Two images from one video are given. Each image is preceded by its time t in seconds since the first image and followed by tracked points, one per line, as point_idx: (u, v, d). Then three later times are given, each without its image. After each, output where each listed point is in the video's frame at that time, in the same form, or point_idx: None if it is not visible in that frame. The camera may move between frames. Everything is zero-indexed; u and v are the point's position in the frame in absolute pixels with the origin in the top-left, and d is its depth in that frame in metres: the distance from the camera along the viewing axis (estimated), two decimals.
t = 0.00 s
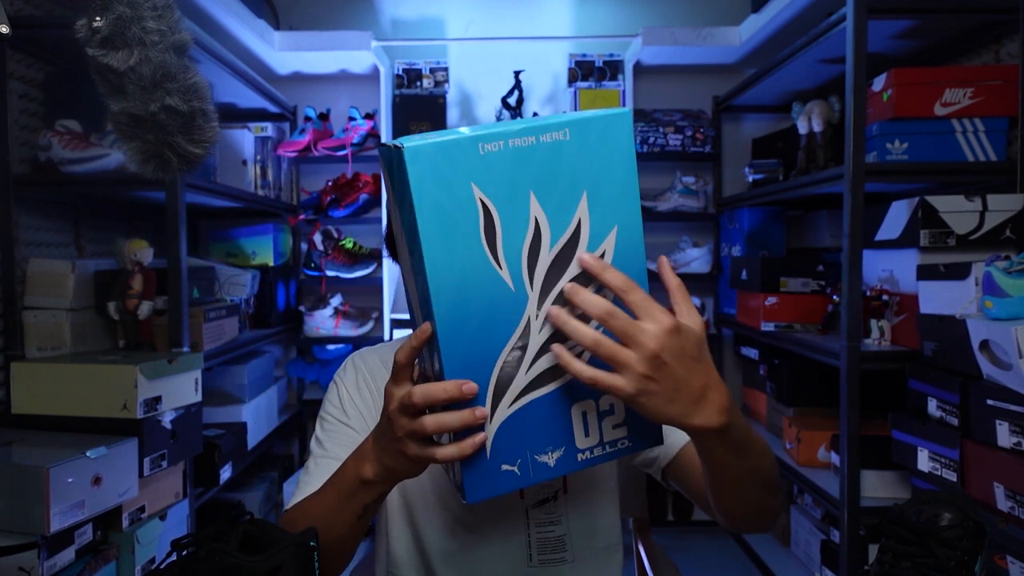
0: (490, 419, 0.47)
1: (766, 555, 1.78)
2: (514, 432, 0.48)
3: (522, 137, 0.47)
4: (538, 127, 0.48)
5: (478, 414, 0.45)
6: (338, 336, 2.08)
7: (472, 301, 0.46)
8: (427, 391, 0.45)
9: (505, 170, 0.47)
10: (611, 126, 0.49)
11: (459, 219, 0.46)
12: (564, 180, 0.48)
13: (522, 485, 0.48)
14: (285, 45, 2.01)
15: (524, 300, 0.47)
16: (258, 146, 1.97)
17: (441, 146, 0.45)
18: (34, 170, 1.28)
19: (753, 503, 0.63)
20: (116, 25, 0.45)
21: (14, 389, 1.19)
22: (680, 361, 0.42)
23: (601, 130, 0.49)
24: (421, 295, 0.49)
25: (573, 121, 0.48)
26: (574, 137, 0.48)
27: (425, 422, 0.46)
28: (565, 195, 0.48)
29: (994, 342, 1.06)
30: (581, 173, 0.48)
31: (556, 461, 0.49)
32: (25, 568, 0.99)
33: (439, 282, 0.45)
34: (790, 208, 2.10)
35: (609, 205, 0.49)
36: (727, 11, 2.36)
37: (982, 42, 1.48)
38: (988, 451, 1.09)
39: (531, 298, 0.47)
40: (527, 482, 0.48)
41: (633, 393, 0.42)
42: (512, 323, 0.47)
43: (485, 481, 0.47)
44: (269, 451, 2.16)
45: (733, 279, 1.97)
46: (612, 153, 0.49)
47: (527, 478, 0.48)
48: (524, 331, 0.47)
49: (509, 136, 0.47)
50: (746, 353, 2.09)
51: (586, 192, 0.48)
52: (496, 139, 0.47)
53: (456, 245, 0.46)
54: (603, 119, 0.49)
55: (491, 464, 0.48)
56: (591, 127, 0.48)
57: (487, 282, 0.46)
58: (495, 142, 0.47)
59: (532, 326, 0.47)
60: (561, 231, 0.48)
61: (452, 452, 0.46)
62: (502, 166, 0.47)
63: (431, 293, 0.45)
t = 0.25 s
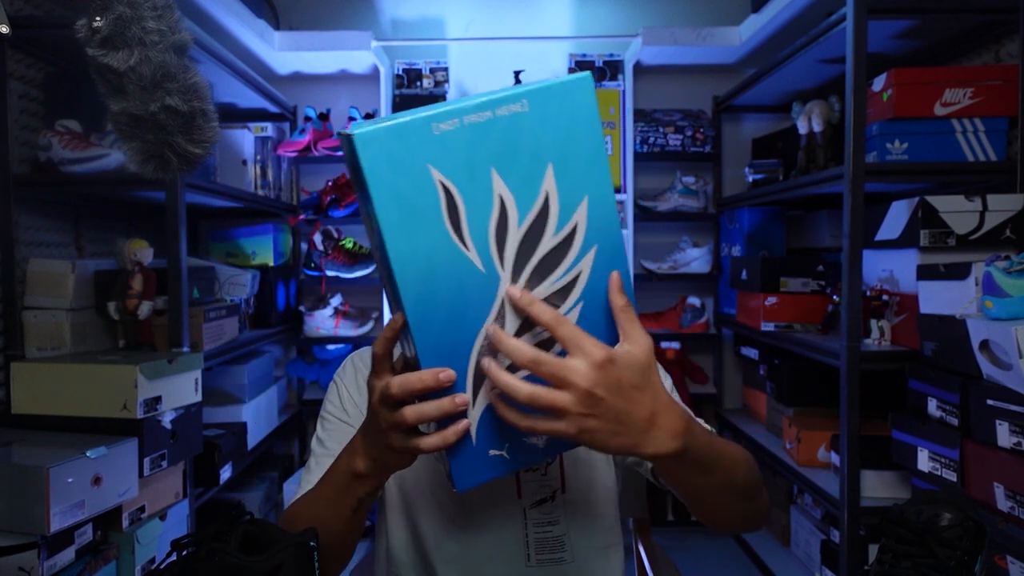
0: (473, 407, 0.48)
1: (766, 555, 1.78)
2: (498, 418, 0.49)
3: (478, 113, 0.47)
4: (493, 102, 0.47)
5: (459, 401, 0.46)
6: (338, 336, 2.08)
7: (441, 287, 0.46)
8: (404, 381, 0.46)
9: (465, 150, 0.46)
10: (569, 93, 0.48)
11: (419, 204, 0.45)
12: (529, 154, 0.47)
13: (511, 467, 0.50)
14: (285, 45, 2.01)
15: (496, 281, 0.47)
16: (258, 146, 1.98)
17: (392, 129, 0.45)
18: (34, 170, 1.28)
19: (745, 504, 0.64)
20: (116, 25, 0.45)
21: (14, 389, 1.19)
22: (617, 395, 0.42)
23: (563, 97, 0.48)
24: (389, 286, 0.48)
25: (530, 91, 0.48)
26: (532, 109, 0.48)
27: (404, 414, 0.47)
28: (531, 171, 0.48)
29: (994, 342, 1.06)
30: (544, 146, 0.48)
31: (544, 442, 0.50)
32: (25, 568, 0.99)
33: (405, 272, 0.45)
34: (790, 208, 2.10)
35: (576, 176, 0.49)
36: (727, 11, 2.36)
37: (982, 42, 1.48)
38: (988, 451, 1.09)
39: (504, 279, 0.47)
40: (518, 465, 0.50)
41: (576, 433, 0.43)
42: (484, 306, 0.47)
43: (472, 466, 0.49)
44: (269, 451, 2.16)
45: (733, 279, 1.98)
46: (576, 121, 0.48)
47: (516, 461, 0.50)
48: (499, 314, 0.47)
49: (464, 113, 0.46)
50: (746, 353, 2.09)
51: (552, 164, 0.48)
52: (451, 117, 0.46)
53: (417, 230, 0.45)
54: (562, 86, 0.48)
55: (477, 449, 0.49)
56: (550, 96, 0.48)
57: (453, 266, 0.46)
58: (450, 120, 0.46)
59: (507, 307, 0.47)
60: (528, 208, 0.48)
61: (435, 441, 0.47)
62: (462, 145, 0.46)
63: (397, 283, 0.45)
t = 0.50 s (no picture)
0: (437, 424, 0.49)
1: (766, 555, 1.78)
2: (466, 438, 0.49)
3: (447, 119, 0.49)
4: (464, 104, 0.50)
5: (418, 415, 0.47)
6: (338, 336, 2.08)
7: (405, 288, 0.49)
8: (362, 393, 0.48)
9: (433, 157, 0.49)
10: (547, 96, 0.50)
11: (384, 209, 0.49)
12: (500, 161, 0.50)
13: (477, 492, 0.49)
14: (285, 45, 2.01)
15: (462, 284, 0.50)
16: (258, 146, 1.98)
17: (360, 135, 0.49)
18: (34, 170, 1.29)
19: (755, 517, 0.63)
20: (117, 25, 0.45)
21: (14, 389, 1.19)
22: (685, 424, 0.45)
23: (538, 101, 0.50)
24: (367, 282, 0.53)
25: (503, 94, 0.50)
26: (505, 111, 0.50)
27: (363, 427, 0.48)
28: (503, 176, 0.50)
29: (994, 342, 1.06)
30: (516, 152, 0.50)
31: (515, 468, 0.50)
32: (25, 568, 0.99)
33: (367, 272, 0.48)
34: (790, 208, 2.10)
35: (550, 183, 0.50)
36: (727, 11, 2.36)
37: (982, 42, 1.48)
38: (989, 451, 1.09)
39: (472, 288, 0.50)
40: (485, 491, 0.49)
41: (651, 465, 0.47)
42: (451, 311, 0.50)
43: (434, 487, 0.49)
44: (269, 451, 2.16)
45: (733, 279, 1.98)
46: (551, 125, 0.50)
47: (482, 485, 0.49)
48: (466, 322, 0.50)
49: (432, 114, 0.50)
50: (746, 353, 2.09)
51: (525, 171, 0.50)
52: (420, 122, 0.49)
53: (383, 233, 0.49)
54: (537, 90, 0.49)
55: (441, 469, 0.49)
56: (525, 102, 0.50)
57: (418, 269, 0.49)
58: (419, 126, 0.49)
59: (474, 315, 0.50)
60: (499, 216, 0.50)
61: (394, 456, 0.48)
62: (430, 151, 0.49)
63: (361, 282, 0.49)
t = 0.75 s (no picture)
0: (458, 420, 0.50)
1: (766, 555, 1.78)
2: (488, 436, 0.50)
3: (484, 104, 0.49)
4: (502, 89, 0.49)
5: (440, 408, 0.48)
6: (338, 336, 2.08)
7: (433, 272, 0.50)
8: (382, 382, 0.48)
9: (468, 141, 0.49)
10: (587, 86, 0.49)
11: (416, 192, 0.49)
12: (536, 150, 0.50)
13: (497, 494, 0.49)
14: (285, 45, 2.01)
15: (491, 273, 0.50)
16: (258, 146, 1.98)
17: (394, 114, 0.49)
18: (34, 170, 1.29)
19: (752, 503, 0.67)
20: (116, 25, 0.45)
21: (14, 389, 1.19)
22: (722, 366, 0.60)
23: (578, 91, 0.49)
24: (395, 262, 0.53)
25: (543, 81, 0.50)
26: (544, 99, 0.50)
27: (382, 418, 0.48)
28: (539, 166, 0.50)
29: (994, 342, 1.06)
30: (554, 142, 0.50)
31: (537, 469, 0.50)
32: (25, 568, 0.99)
33: (394, 255, 0.49)
34: (790, 208, 2.10)
35: (586, 174, 0.50)
36: (727, 11, 2.36)
37: (982, 42, 1.48)
38: (989, 451, 1.09)
39: (501, 277, 0.50)
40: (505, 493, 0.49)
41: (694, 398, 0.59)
42: (479, 298, 0.50)
43: (452, 485, 0.49)
44: (269, 451, 2.16)
45: (733, 279, 1.97)
46: (592, 116, 0.50)
47: (501, 486, 0.50)
48: (495, 312, 0.50)
49: (469, 98, 0.49)
50: (746, 353, 2.09)
51: (561, 162, 0.50)
52: (456, 105, 0.49)
53: (413, 216, 0.49)
54: (578, 79, 0.49)
55: (460, 468, 0.50)
56: (565, 91, 0.49)
57: (448, 254, 0.50)
58: (455, 109, 0.49)
59: (502, 305, 0.50)
60: (532, 205, 0.50)
61: (412, 449, 0.48)
62: (465, 135, 0.49)
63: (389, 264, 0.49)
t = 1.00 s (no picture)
0: (475, 417, 0.49)
1: (766, 555, 1.78)
2: (506, 436, 0.49)
3: (509, 101, 0.50)
4: (528, 87, 0.50)
5: (457, 403, 0.47)
6: (338, 336, 2.08)
7: (454, 267, 0.50)
8: (401, 375, 0.47)
9: (492, 137, 0.50)
10: (612, 86, 0.50)
11: (439, 187, 0.50)
12: (560, 147, 0.50)
13: (512, 495, 0.49)
14: (285, 45, 2.01)
15: (511, 270, 0.50)
16: (258, 146, 1.98)
17: (420, 110, 0.50)
18: (34, 170, 1.29)
19: (752, 497, 0.67)
20: (116, 25, 0.45)
21: (14, 389, 1.19)
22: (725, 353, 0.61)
23: (604, 90, 0.50)
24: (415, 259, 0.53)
25: (568, 81, 0.50)
26: (568, 97, 0.50)
27: (398, 411, 0.47)
28: (562, 163, 0.50)
29: (994, 342, 1.06)
30: (579, 139, 0.50)
31: (553, 473, 0.50)
32: (25, 568, 0.99)
33: (417, 249, 0.49)
34: (790, 208, 2.10)
35: (609, 174, 0.50)
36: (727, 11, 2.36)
37: (982, 42, 1.48)
38: (988, 452, 1.09)
39: (522, 274, 0.50)
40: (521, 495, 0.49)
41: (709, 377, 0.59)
42: (500, 295, 0.50)
43: (467, 485, 0.49)
44: (269, 451, 2.16)
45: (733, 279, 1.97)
46: (616, 116, 0.50)
47: (517, 488, 0.49)
48: (514, 309, 0.50)
49: (495, 95, 0.50)
50: (746, 353, 2.09)
51: (585, 160, 0.50)
52: (481, 102, 0.50)
53: (436, 211, 0.50)
54: (603, 78, 0.50)
55: (475, 467, 0.49)
56: (590, 90, 0.50)
57: (469, 249, 0.50)
58: (480, 105, 0.50)
59: (522, 303, 0.50)
60: (555, 203, 0.51)
61: (426, 445, 0.47)
62: (490, 131, 0.50)
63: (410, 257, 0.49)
